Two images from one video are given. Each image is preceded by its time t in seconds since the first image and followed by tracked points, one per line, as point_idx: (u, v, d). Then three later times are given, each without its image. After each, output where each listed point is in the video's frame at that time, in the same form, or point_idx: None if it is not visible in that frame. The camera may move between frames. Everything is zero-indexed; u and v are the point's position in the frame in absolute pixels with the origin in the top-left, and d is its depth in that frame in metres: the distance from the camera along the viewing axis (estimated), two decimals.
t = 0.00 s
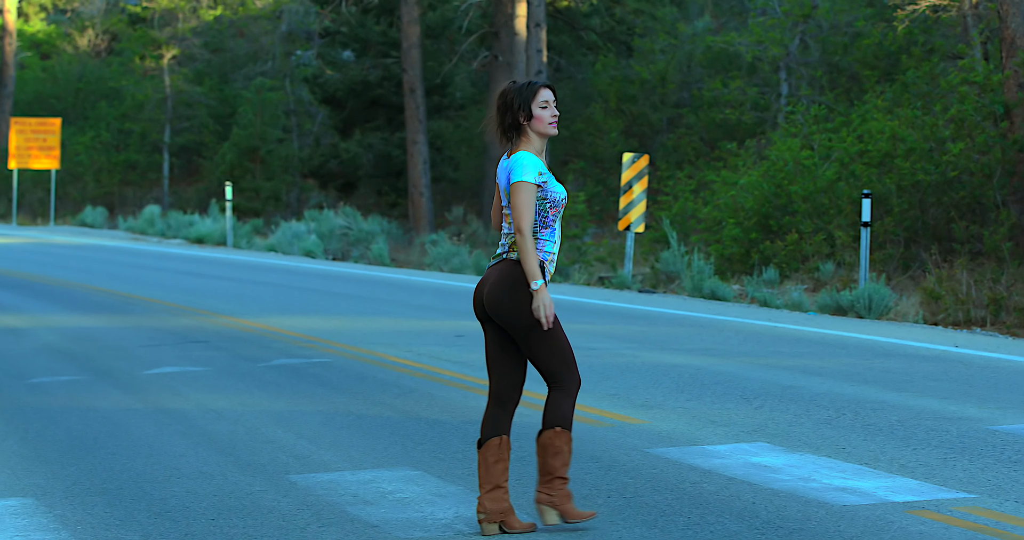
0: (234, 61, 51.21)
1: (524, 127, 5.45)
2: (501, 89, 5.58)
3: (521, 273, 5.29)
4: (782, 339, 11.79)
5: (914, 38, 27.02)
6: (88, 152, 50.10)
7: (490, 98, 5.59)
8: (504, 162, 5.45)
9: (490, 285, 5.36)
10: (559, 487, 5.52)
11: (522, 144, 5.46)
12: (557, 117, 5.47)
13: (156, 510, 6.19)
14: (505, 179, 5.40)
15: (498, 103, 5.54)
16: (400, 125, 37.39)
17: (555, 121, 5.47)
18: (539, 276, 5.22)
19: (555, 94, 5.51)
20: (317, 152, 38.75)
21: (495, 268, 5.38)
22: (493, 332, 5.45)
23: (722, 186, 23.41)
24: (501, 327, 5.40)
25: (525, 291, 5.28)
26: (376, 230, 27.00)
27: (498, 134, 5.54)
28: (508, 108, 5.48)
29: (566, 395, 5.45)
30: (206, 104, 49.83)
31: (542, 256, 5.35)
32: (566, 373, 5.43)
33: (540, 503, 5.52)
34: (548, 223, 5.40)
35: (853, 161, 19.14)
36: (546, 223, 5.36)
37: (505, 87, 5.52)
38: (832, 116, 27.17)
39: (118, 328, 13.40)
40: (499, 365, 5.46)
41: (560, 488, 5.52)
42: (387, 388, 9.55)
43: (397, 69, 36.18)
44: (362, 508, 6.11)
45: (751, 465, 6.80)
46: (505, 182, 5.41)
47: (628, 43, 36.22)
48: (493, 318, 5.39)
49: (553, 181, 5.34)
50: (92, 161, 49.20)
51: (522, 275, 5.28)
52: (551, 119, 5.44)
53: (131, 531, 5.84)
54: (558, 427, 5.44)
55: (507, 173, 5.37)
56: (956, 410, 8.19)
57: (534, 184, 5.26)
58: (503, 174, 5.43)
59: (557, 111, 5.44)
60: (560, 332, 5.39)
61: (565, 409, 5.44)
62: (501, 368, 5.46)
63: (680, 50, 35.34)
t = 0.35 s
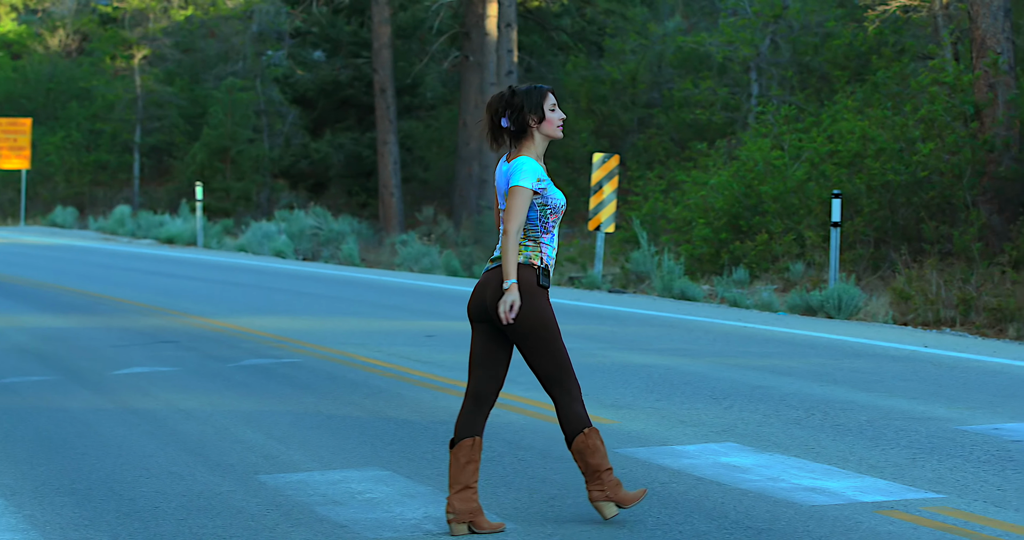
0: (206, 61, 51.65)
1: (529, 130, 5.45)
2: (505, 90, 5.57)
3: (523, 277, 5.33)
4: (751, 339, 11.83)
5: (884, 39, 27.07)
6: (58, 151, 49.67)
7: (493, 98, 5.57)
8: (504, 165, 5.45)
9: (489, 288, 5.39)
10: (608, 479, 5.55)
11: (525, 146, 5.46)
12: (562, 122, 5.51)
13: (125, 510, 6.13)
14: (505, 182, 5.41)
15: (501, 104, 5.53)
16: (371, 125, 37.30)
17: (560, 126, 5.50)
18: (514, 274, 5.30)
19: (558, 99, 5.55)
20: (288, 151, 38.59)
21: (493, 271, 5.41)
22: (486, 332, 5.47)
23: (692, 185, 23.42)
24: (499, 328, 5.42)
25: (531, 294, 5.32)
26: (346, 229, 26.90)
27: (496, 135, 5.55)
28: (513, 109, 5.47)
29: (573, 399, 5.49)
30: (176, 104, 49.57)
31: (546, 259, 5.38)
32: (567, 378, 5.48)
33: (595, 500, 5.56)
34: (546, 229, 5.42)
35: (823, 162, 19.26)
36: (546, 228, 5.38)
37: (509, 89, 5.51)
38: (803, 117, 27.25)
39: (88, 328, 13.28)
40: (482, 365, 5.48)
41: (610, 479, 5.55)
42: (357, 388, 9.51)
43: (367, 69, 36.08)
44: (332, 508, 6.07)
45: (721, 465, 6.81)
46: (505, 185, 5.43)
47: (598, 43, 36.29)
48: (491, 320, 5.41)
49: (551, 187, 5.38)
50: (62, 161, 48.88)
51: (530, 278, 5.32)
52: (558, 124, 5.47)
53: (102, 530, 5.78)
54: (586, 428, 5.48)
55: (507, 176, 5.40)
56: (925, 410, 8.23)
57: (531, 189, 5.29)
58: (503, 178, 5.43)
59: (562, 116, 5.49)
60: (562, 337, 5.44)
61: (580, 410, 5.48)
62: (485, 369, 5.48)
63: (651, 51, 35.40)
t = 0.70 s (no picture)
0: (176, 61, 51.48)
1: (530, 136, 5.40)
2: (502, 95, 5.50)
3: (528, 282, 5.30)
4: (722, 338, 11.86)
5: (853, 39, 27.13)
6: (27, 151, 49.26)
7: (490, 104, 5.49)
8: (502, 171, 5.39)
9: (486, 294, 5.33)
10: (609, 482, 5.59)
11: (524, 152, 5.41)
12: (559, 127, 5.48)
13: (95, 510, 6.06)
14: (503, 188, 5.36)
15: (499, 109, 5.45)
16: (341, 125, 37.17)
17: (558, 131, 5.47)
18: (499, 272, 5.27)
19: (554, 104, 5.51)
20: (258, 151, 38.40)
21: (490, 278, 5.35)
22: (482, 336, 5.39)
23: (663, 184, 23.45)
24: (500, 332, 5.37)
25: (532, 300, 5.30)
26: (317, 229, 26.78)
27: (492, 142, 5.48)
28: (513, 115, 5.41)
29: (580, 399, 5.49)
30: (146, 104, 49.30)
31: (545, 264, 5.34)
32: (573, 380, 5.46)
33: (595, 502, 5.60)
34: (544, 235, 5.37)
35: (793, 161, 19.41)
36: (545, 234, 5.33)
37: (508, 95, 5.44)
38: (773, 117, 27.35)
39: (58, 328, 13.15)
40: (471, 370, 5.42)
41: (611, 482, 5.59)
42: (328, 388, 9.46)
43: (337, 68, 35.96)
44: (302, 508, 6.03)
45: (691, 464, 6.80)
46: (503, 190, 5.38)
47: (569, 42, 36.34)
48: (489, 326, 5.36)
49: (549, 194, 5.34)
50: (31, 161, 48.50)
51: (530, 284, 5.30)
52: (557, 130, 5.44)
53: (74, 531, 5.71)
54: (592, 429, 5.49)
55: (505, 181, 5.34)
56: (895, 409, 8.26)
57: (530, 194, 5.25)
58: (500, 183, 5.38)
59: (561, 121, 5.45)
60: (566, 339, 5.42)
61: (584, 411, 5.49)
62: (475, 375, 5.42)
63: (621, 50, 35.45)
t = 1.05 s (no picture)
0: (149, 60, 51.29)
1: (533, 138, 5.50)
2: (503, 100, 5.58)
3: (535, 279, 5.34)
4: (694, 339, 11.85)
5: (826, 39, 27.18)
6: None
7: (491, 108, 5.57)
8: (505, 173, 5.46)
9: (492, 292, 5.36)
10: (589, 486, 5.58)
11: (526, 155, 5.49)
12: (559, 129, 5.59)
13: (67, 510, 6.00)
14: (507, 190, 5.41)
15: (502, 113, 5.53)
16: (314, 125, 37.03)
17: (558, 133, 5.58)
18: (501, 275, 5.30)
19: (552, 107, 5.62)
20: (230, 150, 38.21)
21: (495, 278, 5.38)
22: (487, 337, 5.42)
23: (636, 184, 23.33)
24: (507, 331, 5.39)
25: (537, 296, 5.33)
26: (289, 228, 26.67)
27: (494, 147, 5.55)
28: (516, 119, 5.50)
29: (582, 396, 5.49)
30: (119, 103, 48.99)
31: (549, 263, 5.38)
32: (577, 376, 5.47)
33: (572, 500, 5.59)
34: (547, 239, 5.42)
35: (766, 161, 19.52)
36: (547, 238, 5.38)
37: (510, 99, 5.53)
38: (746, 117, 27.34)
39: (29, 327, 13.02)
40: (478, 373, 5.44)
41: (591, 486, 5.58)
42: (299, 387, 9.41)
43: (310, 68, 35.82)
44: (273, 508, 5.98)
45: (662, 465, 6.80)
46: (506, 193, 5.43)
47: (542, 43, 36.38)
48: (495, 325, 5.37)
49: (552, 198, 5.40)
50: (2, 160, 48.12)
51: (535, 281, 5.34)
52: (557, 132, 5.55)
53: (45, 530, 5.65)
54: (587, 426, 5.48)
55: (510, 184, 5.39)
56: (866, 409, 8.29)
57: (535, 197, 5.30)
58: (503, 185, 5.45)
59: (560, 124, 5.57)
60: (570, 335, 5.44)
61: (582, 409, 5.48)
62: (481, 378, 5.44)
63: (594, 50, 35.45)
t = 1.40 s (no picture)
0: (118, 60, 51.06)
1: (531, 135, 5.45)
2: (501, 95, 5.52)
3: (535, 271, 5.33)
4: (664, 338, 11.86)
5: (796, 38, 27.15)
6: None
7: (490, 104, 5.50)
8: (504, 174, 5.44)
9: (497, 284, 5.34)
10: (561, 486, 5.58)
11: (525, 152, 5.44)
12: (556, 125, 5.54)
13: (36, 510, 5.93)
14: (508, 189, 5.39)
15: (500, 110, 5.47)
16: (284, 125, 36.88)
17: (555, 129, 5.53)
18: (515, 277, 5.27)
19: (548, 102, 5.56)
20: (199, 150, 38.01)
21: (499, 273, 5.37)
22: (497, 341, 5.44)
23: (605, 184, 23.25)
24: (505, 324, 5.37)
25: (538, 289, 5.31)
26: (259, 229, 26.55)
27: (492, 143, 5.51)
28: (514, 115, 5.43)
29: (571, 394, 5.48)
30: (87, 103, 48.69)
31: (548, 257, 5.37)
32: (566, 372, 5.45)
33: (542, 500, 5.58)
34: (547, 234, 5.41)
35: (735, 161, 19.47)
36: (548, 233, 5.37)
37: (508, 95, 5.46)
38: (715, 116, 27.40)
39: None
40: (495, 378, 5.47)
41: (562, 486, 5.57)
42: (269, 388, 9.36)
43: (279, 68, 35.67)
44: (243, 508, 5.94)
45: (633, 464, 6.79)
46: (508, 190, 5.41)
47: (511, 43, 36.41)
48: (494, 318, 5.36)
49: (553, 193, 5.39)
50: None
51: (535, 275, 5.32)
52: (554, 129, 5.50)
53: (13, 532, 5.58)
54: (567, 426, 5.46)
55: (513, 181, 5.37)
56: (837, 409, 8.31)
57: (537, 194, 5.27)
58: (504, 183, 5.43)
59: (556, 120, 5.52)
60: (564, 331, 5.42)
61: (568, 408, 5.46)
62: (500, 381, 5.47)
63: (564, 49, 35.41)
